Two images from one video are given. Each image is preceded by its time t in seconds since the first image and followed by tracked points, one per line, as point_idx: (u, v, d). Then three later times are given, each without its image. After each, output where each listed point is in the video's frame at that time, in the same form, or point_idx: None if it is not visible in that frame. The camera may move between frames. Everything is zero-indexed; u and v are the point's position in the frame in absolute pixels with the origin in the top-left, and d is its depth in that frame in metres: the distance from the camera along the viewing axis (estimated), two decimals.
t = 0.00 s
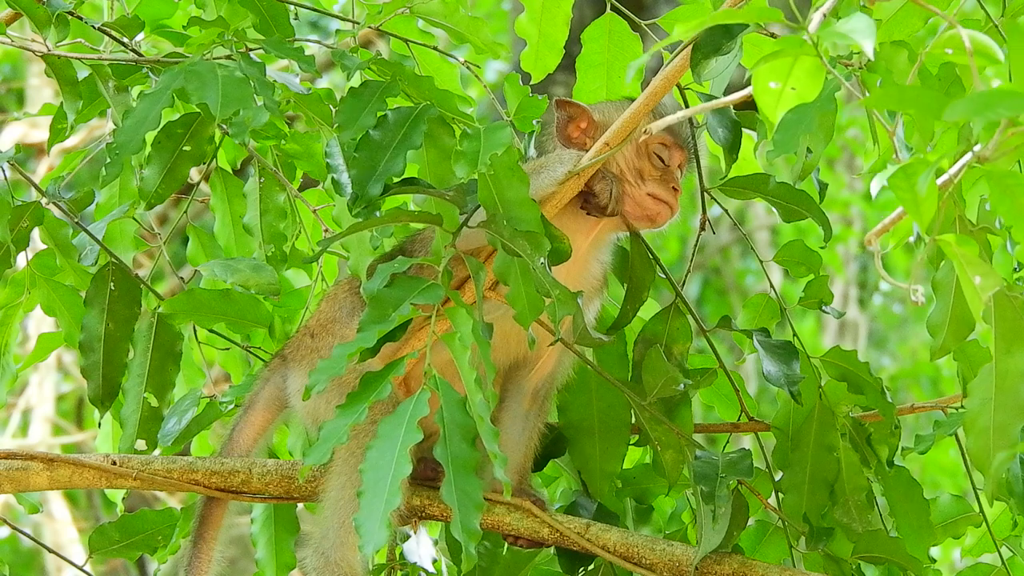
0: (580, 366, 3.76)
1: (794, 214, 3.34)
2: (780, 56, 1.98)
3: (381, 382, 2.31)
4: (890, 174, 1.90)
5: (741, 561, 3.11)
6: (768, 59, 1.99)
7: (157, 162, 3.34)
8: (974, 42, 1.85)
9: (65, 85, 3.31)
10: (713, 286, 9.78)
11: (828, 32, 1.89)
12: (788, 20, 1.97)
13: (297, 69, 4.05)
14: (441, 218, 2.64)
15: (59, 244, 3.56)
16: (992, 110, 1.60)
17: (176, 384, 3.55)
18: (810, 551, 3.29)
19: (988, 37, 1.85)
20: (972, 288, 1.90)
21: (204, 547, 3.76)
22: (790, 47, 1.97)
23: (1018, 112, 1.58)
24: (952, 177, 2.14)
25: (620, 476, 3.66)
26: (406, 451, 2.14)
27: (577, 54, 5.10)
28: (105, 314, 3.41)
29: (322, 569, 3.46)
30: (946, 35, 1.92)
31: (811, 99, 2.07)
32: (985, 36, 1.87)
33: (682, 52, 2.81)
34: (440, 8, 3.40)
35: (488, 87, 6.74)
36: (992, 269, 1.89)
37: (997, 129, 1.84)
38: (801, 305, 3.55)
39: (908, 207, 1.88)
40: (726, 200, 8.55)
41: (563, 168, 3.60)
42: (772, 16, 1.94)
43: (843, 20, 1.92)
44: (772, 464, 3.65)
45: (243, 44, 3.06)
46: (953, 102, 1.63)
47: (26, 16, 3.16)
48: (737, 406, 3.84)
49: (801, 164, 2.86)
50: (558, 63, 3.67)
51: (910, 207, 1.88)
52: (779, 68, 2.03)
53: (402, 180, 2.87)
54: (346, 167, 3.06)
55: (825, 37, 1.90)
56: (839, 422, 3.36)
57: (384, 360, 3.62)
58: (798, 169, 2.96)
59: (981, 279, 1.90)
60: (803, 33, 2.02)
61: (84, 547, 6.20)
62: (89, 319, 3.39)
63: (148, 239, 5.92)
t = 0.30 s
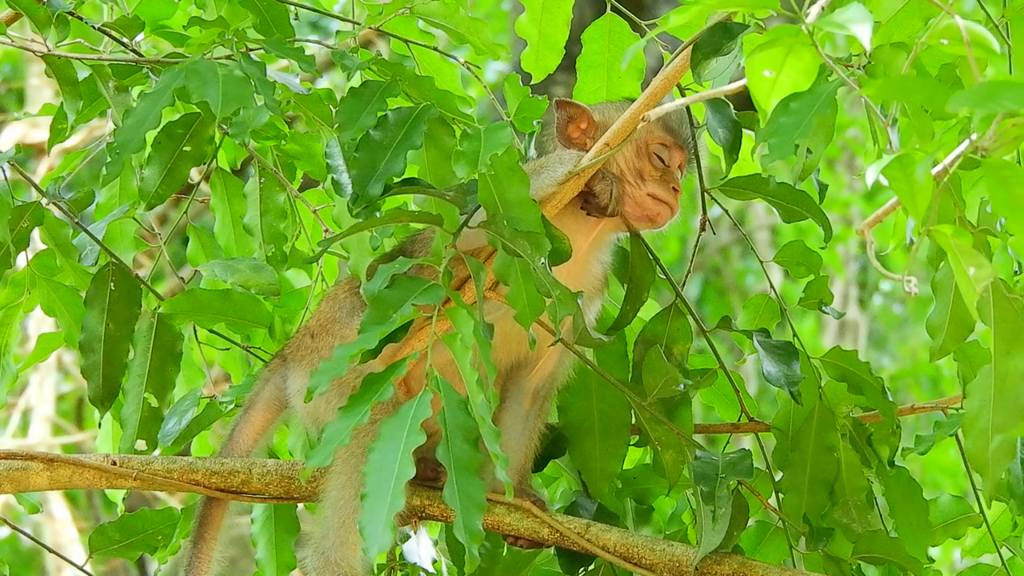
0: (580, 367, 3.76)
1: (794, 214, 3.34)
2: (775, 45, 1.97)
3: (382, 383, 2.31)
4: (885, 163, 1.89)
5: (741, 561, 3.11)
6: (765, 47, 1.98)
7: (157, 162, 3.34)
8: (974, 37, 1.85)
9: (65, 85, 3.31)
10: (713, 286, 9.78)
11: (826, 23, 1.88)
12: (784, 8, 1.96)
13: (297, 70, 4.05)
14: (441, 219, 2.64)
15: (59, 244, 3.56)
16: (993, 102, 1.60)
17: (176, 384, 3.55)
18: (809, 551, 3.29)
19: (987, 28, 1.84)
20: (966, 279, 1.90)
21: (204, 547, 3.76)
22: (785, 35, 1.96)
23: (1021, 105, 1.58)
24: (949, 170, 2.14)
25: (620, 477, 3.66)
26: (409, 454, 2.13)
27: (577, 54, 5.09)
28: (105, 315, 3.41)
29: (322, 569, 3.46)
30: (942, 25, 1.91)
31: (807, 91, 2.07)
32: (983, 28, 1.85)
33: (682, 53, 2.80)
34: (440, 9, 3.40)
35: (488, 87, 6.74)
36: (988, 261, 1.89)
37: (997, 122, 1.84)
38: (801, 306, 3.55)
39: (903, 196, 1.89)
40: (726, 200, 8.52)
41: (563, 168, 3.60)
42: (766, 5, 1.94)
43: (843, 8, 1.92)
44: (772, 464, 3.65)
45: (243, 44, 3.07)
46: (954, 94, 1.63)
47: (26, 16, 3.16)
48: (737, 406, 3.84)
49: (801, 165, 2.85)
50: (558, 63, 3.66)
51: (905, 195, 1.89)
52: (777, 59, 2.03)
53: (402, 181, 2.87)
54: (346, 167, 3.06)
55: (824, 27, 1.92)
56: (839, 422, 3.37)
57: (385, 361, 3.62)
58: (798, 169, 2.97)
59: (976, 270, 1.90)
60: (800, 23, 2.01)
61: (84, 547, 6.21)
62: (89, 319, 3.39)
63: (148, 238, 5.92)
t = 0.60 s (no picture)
0: (580, 367, 3.76)
1: (794, 214, 3.34)
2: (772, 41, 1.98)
3: (382, 384, 2.31)
4: (880, 159, 1.89)
5: (741, 562, 3.10)
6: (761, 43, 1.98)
7: (157, 162, 3.33)
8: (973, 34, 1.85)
9: (65, 85, 3.31)
10: (714, 286, 9.78)
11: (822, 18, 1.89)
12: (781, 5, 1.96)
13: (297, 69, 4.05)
14: (442, 219, 2.64)
15: (59, 244, 3.56)
16: (983, 88, 1.59)
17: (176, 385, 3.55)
18: (809, 551, 3.29)
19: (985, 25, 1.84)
20: (963, 275, 1.89)
21: (204, 547, 3.75)
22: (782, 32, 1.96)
23: (1012, 90, 1.58)
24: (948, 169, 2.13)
25: (620, 477, 3.66)
26: (408, 454, 2.14)
27: (577, 54, 5.10)
28: (105, 315, 3.41)
29: (322, 570, 3.46)
30: (939, 22, 1.92)
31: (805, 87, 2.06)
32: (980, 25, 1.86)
33: (682, 53, 2.80)
34: (440, 9, 3.40)
35: (488, 87, 6.75)
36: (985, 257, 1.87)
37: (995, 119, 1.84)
38: (802, 306, 3.55)
39: (901, 191, 1.90)
40: (726, 200, 8.44)
41: (563, 168, 3.60)
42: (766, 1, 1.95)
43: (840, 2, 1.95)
44: (772, 464, 3.65)
45: (243, 44, 3.06)
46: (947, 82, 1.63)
47: (26, 16, 3.16)
48: (737, 406, 3.84)
49: (802, 165, 2.85)
50: (558, 63, 3.66)
51: (903, 191, 1.89)
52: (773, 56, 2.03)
53: (402, 181, 2.87)
54: (346, 167, 3.06)
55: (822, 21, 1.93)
56: (839, 422, 3.36)
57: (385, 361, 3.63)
58: (798, 169, 2.97)
59: (973, 266, 1.89)
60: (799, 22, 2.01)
61: (84, 547, 6.21)
62: (89, 319, 3.39)
63: (148, 238, 5.92)
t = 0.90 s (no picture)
0: (580, 367, 3.76)
1: (794, 214, 3.34)
2: (774, 47, 1.96)
3: (381, 382, 2.31)
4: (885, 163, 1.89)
5: (741, 561, 3.10)
6: (764, 49, 1.97)
7: (157, 162, 3.33)
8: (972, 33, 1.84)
9: (65, 85, 3.32)
10: (714, 286, 9.78)
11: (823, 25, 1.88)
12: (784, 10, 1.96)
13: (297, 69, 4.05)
14: (441, 218, 2.64)
15: (59, 244, 3.56)
16: (983, 102, 1.58)
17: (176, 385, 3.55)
18: (809, 551, 3.29)
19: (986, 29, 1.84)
20: (966, 279, 1.90)
21: (204, 547, 3.75)
22: (784, 37, 1.95)
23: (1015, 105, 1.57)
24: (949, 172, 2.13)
25: (620, 477, 3.66)
26: (406, 451, 2.14)
27: (577, 54, 5.10)
28: (105, 315, 3.41)
29: (322, 570, 3.46)
30: (941, 25, 1.91)
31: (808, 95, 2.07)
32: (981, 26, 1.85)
33: (682, 53, 2.80)
34: (440, 9, 3.40)
35: (488, 87, 6.75)
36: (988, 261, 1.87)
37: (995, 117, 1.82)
38: (802, 306, 3.55)
39: (903, 195, 1.89)
40: (726, 200, 8.54)
41: (563, 168, 3.60)
42: (767, 6, 1.96)
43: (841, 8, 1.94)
44: (772, 464, 3.65)
45: (243, 44, 3.06)
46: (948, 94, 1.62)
47: (26, 16, 3.16)
48: (737, 406, 3.84)
49: (802, 165, 2.85)
50: (558, 63, 3.66)
51: (904, 194, 1.88)
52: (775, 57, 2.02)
53: (402, 181, 2.87)
54: (346, 167, 3.06)
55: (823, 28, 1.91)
56: (839, 422, 3.36)
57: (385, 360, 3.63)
58: (798, 169, 2.96)
59: (976, 270, 1.90)
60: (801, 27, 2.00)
61: (84, 547, 6.21)
62: (89, 319, 3.39)
63: (148, 238, 5.92)
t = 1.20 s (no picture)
0: (580, 367, 3.76)
1: (794, 214, 3.34)
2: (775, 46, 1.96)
3: (383, 382, 2.31)
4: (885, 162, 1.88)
5: (741, 561, 3.10)
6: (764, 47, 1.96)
7: (157, 162, 3.33)
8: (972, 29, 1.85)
9: (65, 85, 3.32)
10: (714, 286, 9.79)
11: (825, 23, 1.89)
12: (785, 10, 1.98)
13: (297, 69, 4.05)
14: (441, 218, 2.64)
15: (59, 244, 3.56)
16: (991, 71, 1.60)
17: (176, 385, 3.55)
18: (809, 551, 3.29)
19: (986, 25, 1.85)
20: (967, 276, 1.88)
21: (204, 547, 3.75)
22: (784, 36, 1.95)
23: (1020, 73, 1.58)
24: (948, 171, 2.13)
25: (620, 477, 3.66)
26: (411, 451, 2.14)
27: (577, 54, 5.10)
28: (105, 315, 3.41)
29: (322, 569, 3.46)
30: (943, 24, 1.91)
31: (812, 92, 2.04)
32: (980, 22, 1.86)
33: (682, 52, 2.80)
34: (440, 9, 3.40)
35: (488, 87, 6.75)
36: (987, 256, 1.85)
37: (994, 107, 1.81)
38: (802, 306, 3.55)
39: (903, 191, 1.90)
40: (725, 200, 8.66)
41: (563, 168, 3.60)
42: (767, 6, 1.96)
43: (844, 5, 1.94)
44: (772, 464, 3.65)
45: (243, 44, 3.06)
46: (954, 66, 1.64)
47: (26, 16, 3.16)
48: (737, 406, 3.84)
49: (802, 165, 2.84)
50: (558, 63, 3.66)
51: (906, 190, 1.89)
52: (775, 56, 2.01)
53: (402, 180, 2.87)
54: (346, 167, 3.06)
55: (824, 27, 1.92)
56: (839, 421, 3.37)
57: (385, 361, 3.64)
58: (798, 169, 2.96)
59: (977, 267, 1.87)
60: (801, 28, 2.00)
61: (83, 547, 6.21)
62: (89, 319, 3.39)
63: (148, 238, 5.93)
